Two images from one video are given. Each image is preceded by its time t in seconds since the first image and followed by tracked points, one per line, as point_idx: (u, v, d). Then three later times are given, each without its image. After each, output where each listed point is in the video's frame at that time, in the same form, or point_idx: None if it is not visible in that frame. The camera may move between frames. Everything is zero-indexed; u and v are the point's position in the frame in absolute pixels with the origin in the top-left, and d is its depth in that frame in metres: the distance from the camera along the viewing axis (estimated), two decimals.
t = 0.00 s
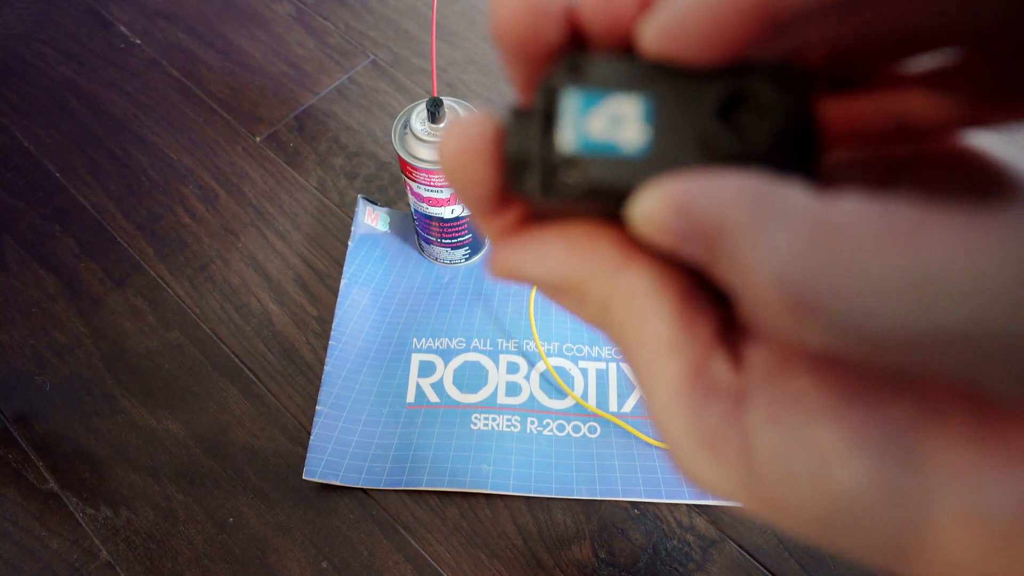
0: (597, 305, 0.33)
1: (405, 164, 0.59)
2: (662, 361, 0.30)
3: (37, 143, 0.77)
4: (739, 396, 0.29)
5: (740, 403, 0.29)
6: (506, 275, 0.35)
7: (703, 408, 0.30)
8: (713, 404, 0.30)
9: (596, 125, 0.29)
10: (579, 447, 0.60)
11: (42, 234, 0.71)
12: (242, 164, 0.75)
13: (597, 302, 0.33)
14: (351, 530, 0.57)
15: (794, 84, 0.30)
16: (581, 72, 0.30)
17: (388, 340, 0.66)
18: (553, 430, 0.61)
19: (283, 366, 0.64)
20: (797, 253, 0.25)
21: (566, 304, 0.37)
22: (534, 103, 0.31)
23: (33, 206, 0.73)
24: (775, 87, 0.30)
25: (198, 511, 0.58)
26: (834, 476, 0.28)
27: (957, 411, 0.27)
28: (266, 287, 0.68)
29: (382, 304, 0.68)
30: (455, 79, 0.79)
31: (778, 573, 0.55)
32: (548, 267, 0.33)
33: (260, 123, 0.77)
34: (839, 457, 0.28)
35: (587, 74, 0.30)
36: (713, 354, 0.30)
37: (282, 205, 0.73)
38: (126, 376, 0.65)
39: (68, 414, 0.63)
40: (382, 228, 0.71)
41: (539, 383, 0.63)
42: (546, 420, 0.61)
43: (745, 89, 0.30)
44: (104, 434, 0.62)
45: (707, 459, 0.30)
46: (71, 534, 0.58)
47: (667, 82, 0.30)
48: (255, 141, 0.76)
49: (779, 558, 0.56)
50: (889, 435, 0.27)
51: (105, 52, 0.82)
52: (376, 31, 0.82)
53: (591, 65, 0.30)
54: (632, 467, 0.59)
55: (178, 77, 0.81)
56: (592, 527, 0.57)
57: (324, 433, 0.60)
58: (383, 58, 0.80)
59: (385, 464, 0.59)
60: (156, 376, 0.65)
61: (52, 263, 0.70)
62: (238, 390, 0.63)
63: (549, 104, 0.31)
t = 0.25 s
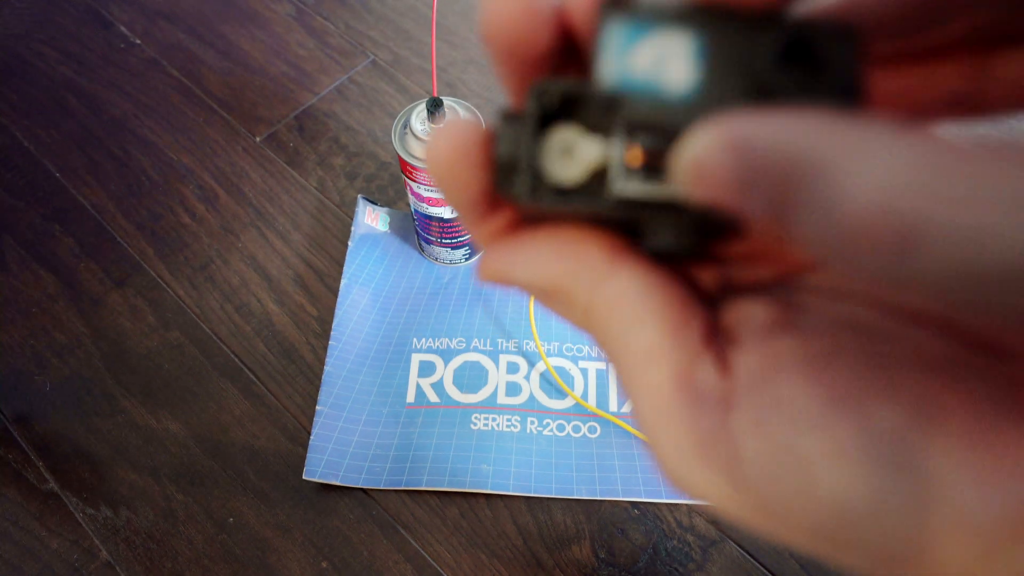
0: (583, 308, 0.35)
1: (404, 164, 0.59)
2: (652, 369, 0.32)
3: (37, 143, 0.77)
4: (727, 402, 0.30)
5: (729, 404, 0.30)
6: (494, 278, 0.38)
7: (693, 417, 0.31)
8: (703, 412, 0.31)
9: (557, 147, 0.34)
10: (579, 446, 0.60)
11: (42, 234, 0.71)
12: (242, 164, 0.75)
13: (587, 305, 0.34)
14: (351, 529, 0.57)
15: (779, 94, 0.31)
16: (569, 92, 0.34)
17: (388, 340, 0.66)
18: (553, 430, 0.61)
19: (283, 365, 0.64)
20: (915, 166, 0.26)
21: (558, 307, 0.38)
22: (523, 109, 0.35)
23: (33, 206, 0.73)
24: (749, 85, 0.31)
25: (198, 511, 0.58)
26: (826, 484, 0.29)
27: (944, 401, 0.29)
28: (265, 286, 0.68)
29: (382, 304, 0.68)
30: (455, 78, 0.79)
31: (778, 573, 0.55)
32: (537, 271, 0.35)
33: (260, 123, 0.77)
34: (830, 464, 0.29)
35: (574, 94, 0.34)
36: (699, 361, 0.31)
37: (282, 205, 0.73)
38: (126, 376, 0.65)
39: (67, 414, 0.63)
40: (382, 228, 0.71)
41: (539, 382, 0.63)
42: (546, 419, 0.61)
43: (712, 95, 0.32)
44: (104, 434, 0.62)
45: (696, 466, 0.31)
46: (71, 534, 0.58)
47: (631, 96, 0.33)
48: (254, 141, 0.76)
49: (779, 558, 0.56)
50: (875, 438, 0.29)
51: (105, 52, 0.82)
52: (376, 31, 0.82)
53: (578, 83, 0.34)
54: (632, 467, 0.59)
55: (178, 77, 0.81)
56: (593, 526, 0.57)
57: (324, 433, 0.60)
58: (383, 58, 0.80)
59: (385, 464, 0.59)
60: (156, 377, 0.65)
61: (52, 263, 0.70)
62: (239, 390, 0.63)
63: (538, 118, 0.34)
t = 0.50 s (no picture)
0: (549, 301, 0.33)
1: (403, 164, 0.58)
2: (622, 362, 0.31)
3: (37, 143, 0.77)
4: (697, 392, 0.30)
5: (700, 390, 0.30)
6: (462, 271, 0.36)
7: (663, 407, 0.30)
8: (673, 401, 0.30)
9: (523, 131, 0.32)
10: (579, 446, 0.60)
11: (43, 235, 0.72)
12: (243, 164, 0.75)
13: (552, 295, 0.33)
14: (351, 529, 0.57)
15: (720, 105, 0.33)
16: (533, 77, 0.32)
17: (388, 340, 0.66)
18: (553, 431, 0.60)
19: (283, 365, 0.64)
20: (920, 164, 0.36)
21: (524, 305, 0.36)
22: (489, 93, 0.33)
23: (34, 206, 0.73)
24: (705, 84, 0.32)
25: (198, 510, 0.58)
26: (793, 474, 0.29)
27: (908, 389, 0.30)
28: (266, 286, 0.68)
29: (382, 304, 0.68)
30: (455, 78, 0.79)
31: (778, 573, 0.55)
32: (504, 263, 0.33)
33: (260, 124, 0.77)
34: (797, 454, 0.29)
35: (537, 79, 0.32)
36: (667, 347, 0.31)
37: (282, 205, 0.73)
38: (127, 376, 0.65)
39: (68, 414, 0.63)
40: (382, 227, 0.71)
41: (539, 382, 0.63)
42: (546, 420, 0.61)
43: (670, 87, 0.31)
44: (104, 434, 0.62)
45: (664, 462, 0.30)
46: (72, 534, 0.58)
47: (596, 81, 0.31)
48: (255, 141, 0.76)
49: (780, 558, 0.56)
50: (836, 428, 0.29)
51: (105, 52, 0.82)
52: (377, 30, 0.82)
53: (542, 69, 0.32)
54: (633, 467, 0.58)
55: (178, 77, 0.81)
56: (593, 526, 0.57)
57: (324, 433, 0.60)
58: (383, 58, 0.80)
59: (386, 464, 0.59)
60: (157, 376, 0.65)
61: (53, 263, 0.70)
62: (239, 390, 0.63)
63: (503, 104, 0.32)
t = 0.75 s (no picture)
0: (549, 298, 0.34)
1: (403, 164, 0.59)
2: (620, 359, 0.31)
3: (37, 144, 0.77)
4: (696, 390, 0.30)
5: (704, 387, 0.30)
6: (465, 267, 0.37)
7: (662, 405, 0.30)
8: (672, 399, 0.30)
9: (523, 130, 0.32)
10: (579, 446, 0.60)
11: (43, 235, 0.72)
12: (243, 164, 0.75)
13: (552, 292, 0.33)
14: (351, 529, 0.58)
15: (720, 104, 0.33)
16: (534, 76, 0.32)
17: (388, 339, 0.66)
18: (553, 430, 0.60)
19: (283, 365, 0.65)
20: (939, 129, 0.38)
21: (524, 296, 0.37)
22: (489, 91, 0.33)
23: (34, 207, 0.73)
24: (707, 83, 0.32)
25: (199, 510, 0.59)
26: (795, 473, 0.29)
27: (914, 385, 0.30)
28: (266, 286, 0.68)
29: (382, 304, 0.68)
30: (455, 79, 0.79)
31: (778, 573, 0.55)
32: (503, 259, 0.34)
33: (260, 124, 0.78)
34: (799, 454, 0.29)
35: (538, 79, 0.32)
36: (665, 344, 0.31)
37: (283, 205, 0.73)
38: (127, 376, 0.65)
39: (69, 414, 0.63)
40: (383, 228, 0.71)
41: (539, 382, 0.63)
42: (546, 419, 0.61)
43: (673, 88, 0.31)
44: (105, 433, 0.62)
45: (664, 461, 0.30)
46: (73, 534, 0.58)
47: (597, 81, 0.31)
48: (255, 141, 0.77)
49: (779, 557, 0.56)
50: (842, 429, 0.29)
51: (106, 53, 0.83)
52: (376, 31, 0.82)
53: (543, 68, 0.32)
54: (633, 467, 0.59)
55: (178, 78, 0.81)
56: (592, 525, 0.57)
57: (325, 433, 0.60)
58: (383, 58, 0.80)
59: (386, 463, 0.59)
60: (157, 376, 0.65)
61: (53, 263, 0.70)
62: (239, 390, 0.64)
63: (504, 103, 0.32)
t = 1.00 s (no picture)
0: (551, 294, 0.33)
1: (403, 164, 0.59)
2: (624, 356, 0.31)
3: (37, 143, 0.77)
4: (703, 387, 0.30)
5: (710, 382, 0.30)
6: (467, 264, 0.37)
7: (665, 403, 0.30)
8: (676, 396, 0.30)
9: (528, 125, 0.32)
10: (579, 446, 0.60)
11: (43, 235, 0.72)
12: (243, 164, 0.75)
13: (557, 290, 0.33)
14: (351, 529, 0.58)
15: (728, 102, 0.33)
16: (541, 70, 0.32)
17: (388, 339, 0.66)
18: (553, 430, 0.60)
19: (283, 365, 0.65)
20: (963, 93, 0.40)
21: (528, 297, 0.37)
22: (496, 84, 0.32)
23: (34, 207, 0.73)
24: (714, 80, 0.32)
25: (198, 510, 0.59)
26: (801, 472, 0.29)
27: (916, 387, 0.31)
28: (266, 287, 0.68)
29: (382, 304, 0.68)
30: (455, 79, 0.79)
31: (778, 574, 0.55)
32: (506, 255, 0.34)
33: (260, 124, 0.78)
34: (805, 453, 0.29)
35: (545, 73, 0.32)
36: (670, 342, 0.31)
37: (283, 205, 0.73)
38: (127, 376, 0.65)
39: (69, 414, 0.63)
40: (383, 228, 0.71)
41: (539, 382, 0.63)
42: (546, 419, 0.61)
43: (680, 84, 0.31)
44: (105, 434, 0.62)
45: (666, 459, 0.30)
46: (73, 534, 0.58)
47: (602, 76, 0.31)
48: (255, 141, 0.77)
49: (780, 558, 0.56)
50: (847, 428, 0.29)
51: (106, 53, 0.83)
52: (376, 31, 0.82)
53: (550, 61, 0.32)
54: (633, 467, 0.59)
55: (178, 78, 0.81)
56: (592, 526, 0.57)
57: (325, 433, 0.60)
58: (383, 58, 0.80)
59: (386, 463, 0.59)
60: (157, 376, 0.65)
61: (53, 263, 0.70)
62: (239, 390, 0.64)
63: (511, 97, 0.32)
